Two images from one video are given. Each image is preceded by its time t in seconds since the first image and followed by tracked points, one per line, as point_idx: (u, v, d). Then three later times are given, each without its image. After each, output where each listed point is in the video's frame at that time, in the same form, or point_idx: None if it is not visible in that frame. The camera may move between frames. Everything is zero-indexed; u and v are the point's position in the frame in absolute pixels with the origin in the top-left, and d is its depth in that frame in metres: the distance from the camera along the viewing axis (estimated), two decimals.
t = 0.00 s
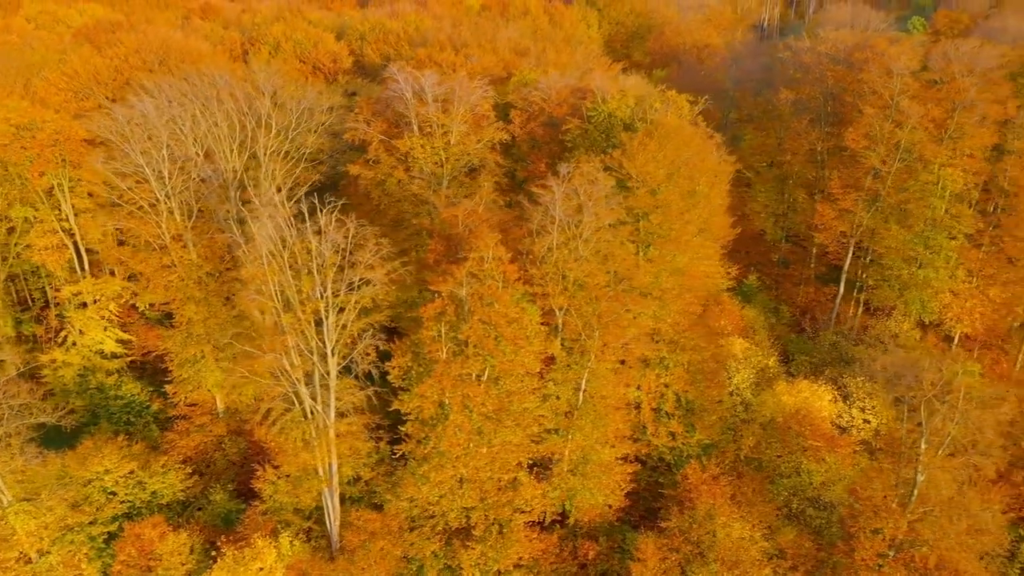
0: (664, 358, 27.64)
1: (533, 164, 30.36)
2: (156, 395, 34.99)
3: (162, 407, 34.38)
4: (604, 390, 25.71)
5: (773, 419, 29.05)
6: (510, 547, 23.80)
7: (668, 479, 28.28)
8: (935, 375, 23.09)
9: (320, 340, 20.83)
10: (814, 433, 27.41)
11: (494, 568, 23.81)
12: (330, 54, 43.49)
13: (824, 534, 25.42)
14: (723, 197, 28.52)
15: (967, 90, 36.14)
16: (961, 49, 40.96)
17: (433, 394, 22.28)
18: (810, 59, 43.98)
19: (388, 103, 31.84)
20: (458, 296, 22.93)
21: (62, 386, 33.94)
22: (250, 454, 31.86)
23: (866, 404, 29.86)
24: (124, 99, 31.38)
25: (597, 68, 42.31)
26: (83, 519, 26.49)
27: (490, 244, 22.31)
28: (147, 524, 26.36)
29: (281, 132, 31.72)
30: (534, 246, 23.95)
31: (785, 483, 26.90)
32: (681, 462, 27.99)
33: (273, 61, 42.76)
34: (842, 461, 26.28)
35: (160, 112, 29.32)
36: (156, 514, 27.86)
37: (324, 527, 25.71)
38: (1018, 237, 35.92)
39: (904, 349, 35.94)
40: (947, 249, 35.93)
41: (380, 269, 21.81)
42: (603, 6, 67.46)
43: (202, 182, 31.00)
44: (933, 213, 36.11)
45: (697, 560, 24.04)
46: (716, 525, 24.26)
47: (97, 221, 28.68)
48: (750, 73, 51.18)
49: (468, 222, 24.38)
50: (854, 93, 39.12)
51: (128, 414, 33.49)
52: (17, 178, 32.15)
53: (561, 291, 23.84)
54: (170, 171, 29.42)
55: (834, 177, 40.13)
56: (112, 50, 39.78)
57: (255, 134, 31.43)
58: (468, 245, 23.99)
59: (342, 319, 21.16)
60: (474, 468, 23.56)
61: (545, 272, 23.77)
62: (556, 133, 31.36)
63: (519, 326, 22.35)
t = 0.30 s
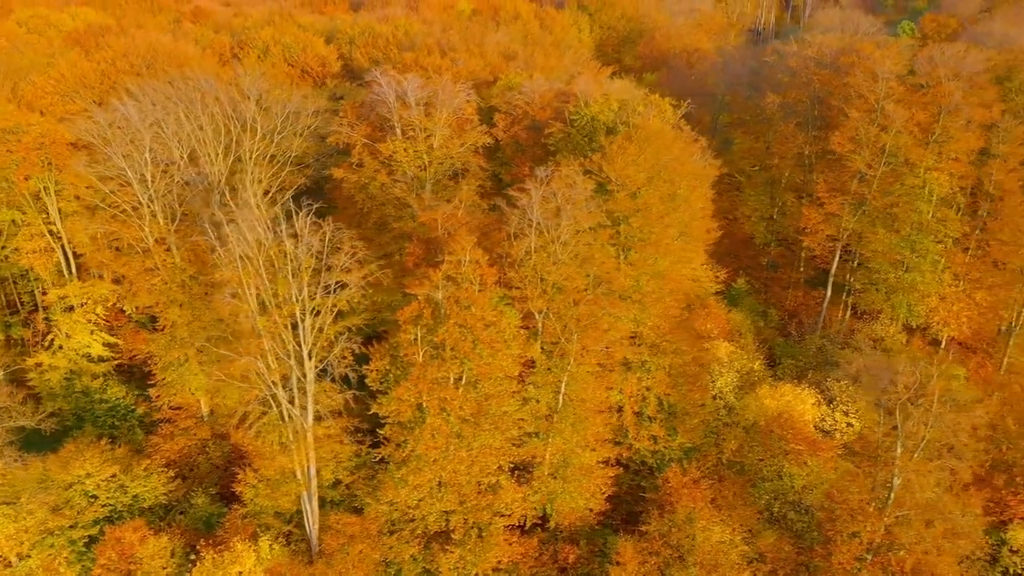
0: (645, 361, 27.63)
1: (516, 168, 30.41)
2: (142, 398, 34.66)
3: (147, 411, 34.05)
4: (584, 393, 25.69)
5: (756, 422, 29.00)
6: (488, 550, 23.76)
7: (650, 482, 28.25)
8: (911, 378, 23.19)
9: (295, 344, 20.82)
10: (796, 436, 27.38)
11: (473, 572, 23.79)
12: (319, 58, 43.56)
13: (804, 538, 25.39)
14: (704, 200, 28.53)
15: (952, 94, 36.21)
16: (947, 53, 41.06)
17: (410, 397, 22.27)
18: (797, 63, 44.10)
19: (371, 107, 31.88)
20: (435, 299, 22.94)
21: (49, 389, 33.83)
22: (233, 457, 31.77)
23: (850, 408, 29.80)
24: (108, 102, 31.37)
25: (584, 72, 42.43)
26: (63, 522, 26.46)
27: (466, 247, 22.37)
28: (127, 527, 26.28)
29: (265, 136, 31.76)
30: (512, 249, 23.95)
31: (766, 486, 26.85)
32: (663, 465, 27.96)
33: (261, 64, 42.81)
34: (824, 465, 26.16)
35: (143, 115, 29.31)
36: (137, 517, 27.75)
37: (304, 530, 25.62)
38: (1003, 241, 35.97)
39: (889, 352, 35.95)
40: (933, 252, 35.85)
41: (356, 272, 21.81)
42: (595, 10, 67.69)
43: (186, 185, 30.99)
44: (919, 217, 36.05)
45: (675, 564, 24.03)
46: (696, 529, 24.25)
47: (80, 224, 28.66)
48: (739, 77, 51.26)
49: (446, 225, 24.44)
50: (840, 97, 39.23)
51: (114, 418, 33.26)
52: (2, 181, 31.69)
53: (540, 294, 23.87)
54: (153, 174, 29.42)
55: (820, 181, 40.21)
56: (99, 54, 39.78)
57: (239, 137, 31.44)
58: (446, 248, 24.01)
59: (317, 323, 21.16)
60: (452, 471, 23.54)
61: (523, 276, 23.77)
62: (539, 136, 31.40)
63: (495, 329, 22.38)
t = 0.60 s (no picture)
0: (627, 364, 27.63)
1: (499, 172, 30.51)
2: (128, 402, 34.11)
3: (132, 414, 33.66)
4: (563, 397, 25.56)
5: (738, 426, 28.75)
6: (467, 554, 23.73)
7: (630, 486, 28.19)
8: (886, 382, 23.28)
9: (271, 348, 20.81)
10: (777, 440, 27.29)
11: None
12: (308, 62, 43.61)
13: (785, 541, 25.42)
14: (686, 204, 28.59)
15: (937, 98, 36.31)
16: (933, 57, 41.21)
17: (387, 401, 22.26)
18: (784, 67, 44.24)
19: (355, 110, 31.89)
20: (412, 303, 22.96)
21: (34, 392, 33.59)
22: (216, 462, 31.41)
23: (833, 411, 29.81)
24: (93, 106, 31.37)
25: (572, 75, 42.52)
26: (43, 526, 26.30)
27: (444, 251, 22.45)
28: (108, 531, 26.15)
29: (250, 140, 31.77)
30: (490, 252, 24.00)
31: (747, 490, 26.80)
32: (644, 469, 27.99)
33: (250, 68, 42.90)
34: (806, 469, 26.07)
35: (127, 119, 29.30)
36: (117, 521, 27.56)
37: (284, 534, 25.52)
38: (988, 244, 36.05)
39: (875, 356, 35.99)
40: (920, 256, 35.67)
41: (333, 275, 21.82)
42: (587, 14, 67.89)
43: (171, 189, 30.97)
44: (906, 221, 35.75)
45: (655, 567, 24.04)
46: (676, 532, 24.27)
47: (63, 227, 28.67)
48: (728, 81, 51.37)
49: (426, 229, 24.54)
50: (826, 100, 39.32)
51: (98, 421, 32.85)
52: None
53: (518, 297, 23.90)
54: (137, 177, 29.40)
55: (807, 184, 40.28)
56: (87, 57, 39.78)
57: (224, 141, 31.45)
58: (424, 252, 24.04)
59: (293, 327, 21.18)
60: (431, 475, 23.53)
61: (501, 279, 23.76)
62: (523, 140, 31.46)
63: (473, 334, 22.49)
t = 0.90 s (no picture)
0: (608, 368, 27.65)
1: (483, 176, 30.58)
2: (114, 405, 33.77)
3: (117, 418, 33.31)
4: (543, 400, 25.55)
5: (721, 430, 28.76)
6: (447, 558, 23.62)
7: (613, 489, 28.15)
8: (862, 385, 23.32)
9: (247, 351, 20.81)
10: (759, 443, 27.21)
11: None
12: (296, 66, 43.73)
13: (766, 545, 25.37)
14: (667, 207, 28.68)
15: (922, 102, 36.42)
16: (919, 61, 41.39)
17: (364, 404, 22.31)
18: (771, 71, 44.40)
19: (340, 114, 31.99)
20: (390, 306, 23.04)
21: (19, 396, 33.26)
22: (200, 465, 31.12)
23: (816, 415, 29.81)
24: (78, 110, 31.39)
25: (560, 79, 42.62)
26: (23, 529, 26.03)
27: (421, 254, 22.60)
28: (88, 535, 25.94)
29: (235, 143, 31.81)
30: (469, 256, 24.05)
31: (729, 494, 26.73)
32: (627, 472, 27.94)
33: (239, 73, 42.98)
34: (787, 473, 25.99)
35: (111, 123, 29.32)
36: (98, 525, 27.21)
37: (264, 538, 25.42)
38: (974, 248, 36.12)
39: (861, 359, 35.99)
40: (906, 259, 35.65)
41: (310, 278, 21.87)
42: (578, 19, 68.16)
43: (155, 192, 30.95)
44: (892, 225, 35.65)
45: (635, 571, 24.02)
46: (656, 536, 24.28)
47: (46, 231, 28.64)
48: (717, 85, 51.51)
49: (405, 232, 24.70)
50: (812, 104, 39.41)
51: (83, 425, 32.53)
52: None
53: (497, 301, 23.92)
54: (120, 181, 29.39)
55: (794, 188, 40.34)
56: (75, 61, 39.76)
57: (209, 144, 31.47)
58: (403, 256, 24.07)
59: (270, 330, 21.20)
60: (409, 478, 23.46)
61: (480, 283, 23.79)
62: (506, 144, 31.55)
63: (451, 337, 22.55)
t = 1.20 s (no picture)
0: (590, 371, 27.65)
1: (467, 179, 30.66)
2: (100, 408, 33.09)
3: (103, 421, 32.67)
4: (523, 403, 25.57)
5: (704, 434, 28.61)
6: (426, 562, 23.47)
7: (594, 492, 28.19)
8: (836, 389, 23.35)
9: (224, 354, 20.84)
10: (741, 447, 27.13)
11: None
12: (285, 70, 43.86)
13: (748, 548, 25.34)
14: (649, 211, 28.75)
15: (907, 106, 36.49)
16: (905, 66, 41.51)
17: (342, 407, 22.40)
18: (758, 75, 44.55)
19: (324, 118, 32.04)
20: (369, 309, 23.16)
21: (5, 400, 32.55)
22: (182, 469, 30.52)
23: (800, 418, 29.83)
24: (64, 114, 31.45)
25: (548, 82, 42.71)
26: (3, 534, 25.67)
27: (399, 258, 22.73)
28: (70, 539, 25.79)
29: (220, 147, 31.85)
30: (448, 260, 24.11)
31: (710, 499, 26.57)
32: (607, 477, 27.98)
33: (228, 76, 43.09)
34: (770, 476, 25.91)
35: (95, 127, 29.37)
36: (79, 529, 26.83)
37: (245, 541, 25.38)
38: (959, 252, 36.20)
39: (848, 363, 35.97)
40: (893, 263, 35.61)
41: (287, 281, 21.90)
42: (570, 23, 68.41)
43: (140, 196, 30.97)
44: (877, 229, 35.55)
45: None
46: (636, 540, 24.31)
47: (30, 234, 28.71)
48: (707, 89, 51.68)
49: (385, 236, 24.88)
50: (799, 108, 39.54)
51: (68, 428, 31.96)
52: None
53: (477, 305, 23.96)
54: (105, 185, 29.41)
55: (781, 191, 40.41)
56: (63, 65, 39.82)
57: (194, 148, 31.52)
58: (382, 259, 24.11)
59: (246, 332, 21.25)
60: (387, 482, 23.40)
61: (459, 287, 23.84)
62: (490, 147, 31.66)
63: (429, 340, 22.63)
